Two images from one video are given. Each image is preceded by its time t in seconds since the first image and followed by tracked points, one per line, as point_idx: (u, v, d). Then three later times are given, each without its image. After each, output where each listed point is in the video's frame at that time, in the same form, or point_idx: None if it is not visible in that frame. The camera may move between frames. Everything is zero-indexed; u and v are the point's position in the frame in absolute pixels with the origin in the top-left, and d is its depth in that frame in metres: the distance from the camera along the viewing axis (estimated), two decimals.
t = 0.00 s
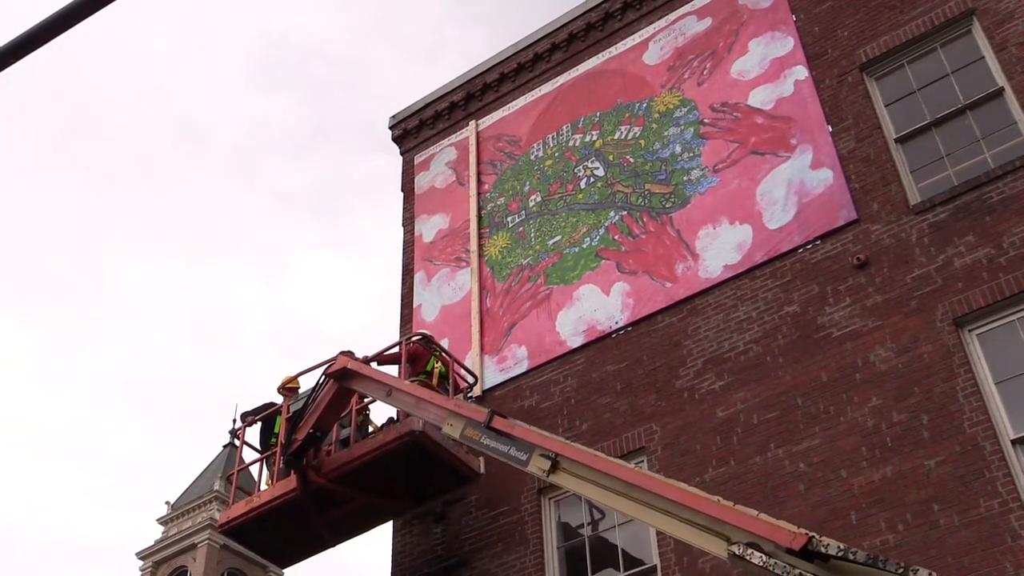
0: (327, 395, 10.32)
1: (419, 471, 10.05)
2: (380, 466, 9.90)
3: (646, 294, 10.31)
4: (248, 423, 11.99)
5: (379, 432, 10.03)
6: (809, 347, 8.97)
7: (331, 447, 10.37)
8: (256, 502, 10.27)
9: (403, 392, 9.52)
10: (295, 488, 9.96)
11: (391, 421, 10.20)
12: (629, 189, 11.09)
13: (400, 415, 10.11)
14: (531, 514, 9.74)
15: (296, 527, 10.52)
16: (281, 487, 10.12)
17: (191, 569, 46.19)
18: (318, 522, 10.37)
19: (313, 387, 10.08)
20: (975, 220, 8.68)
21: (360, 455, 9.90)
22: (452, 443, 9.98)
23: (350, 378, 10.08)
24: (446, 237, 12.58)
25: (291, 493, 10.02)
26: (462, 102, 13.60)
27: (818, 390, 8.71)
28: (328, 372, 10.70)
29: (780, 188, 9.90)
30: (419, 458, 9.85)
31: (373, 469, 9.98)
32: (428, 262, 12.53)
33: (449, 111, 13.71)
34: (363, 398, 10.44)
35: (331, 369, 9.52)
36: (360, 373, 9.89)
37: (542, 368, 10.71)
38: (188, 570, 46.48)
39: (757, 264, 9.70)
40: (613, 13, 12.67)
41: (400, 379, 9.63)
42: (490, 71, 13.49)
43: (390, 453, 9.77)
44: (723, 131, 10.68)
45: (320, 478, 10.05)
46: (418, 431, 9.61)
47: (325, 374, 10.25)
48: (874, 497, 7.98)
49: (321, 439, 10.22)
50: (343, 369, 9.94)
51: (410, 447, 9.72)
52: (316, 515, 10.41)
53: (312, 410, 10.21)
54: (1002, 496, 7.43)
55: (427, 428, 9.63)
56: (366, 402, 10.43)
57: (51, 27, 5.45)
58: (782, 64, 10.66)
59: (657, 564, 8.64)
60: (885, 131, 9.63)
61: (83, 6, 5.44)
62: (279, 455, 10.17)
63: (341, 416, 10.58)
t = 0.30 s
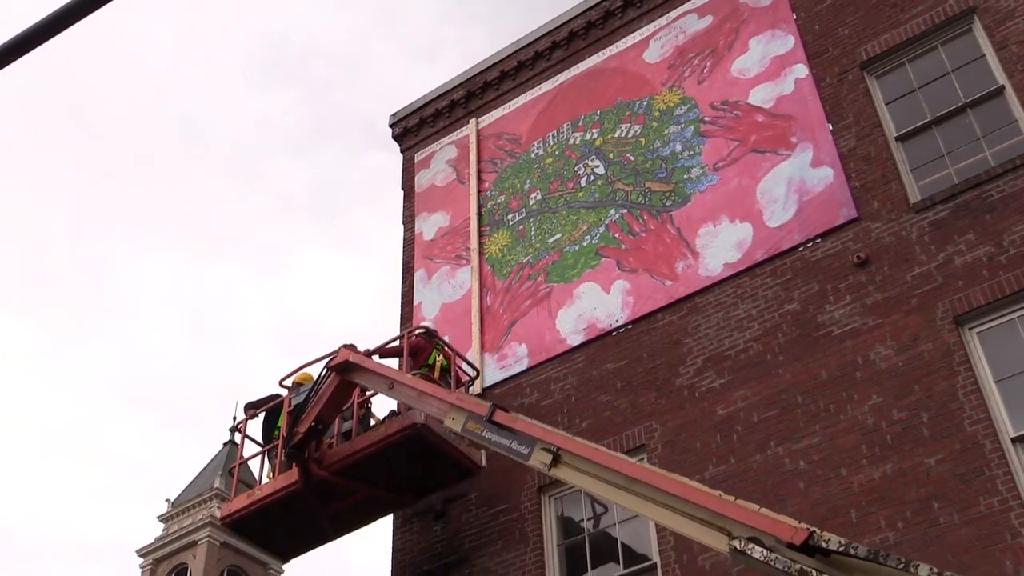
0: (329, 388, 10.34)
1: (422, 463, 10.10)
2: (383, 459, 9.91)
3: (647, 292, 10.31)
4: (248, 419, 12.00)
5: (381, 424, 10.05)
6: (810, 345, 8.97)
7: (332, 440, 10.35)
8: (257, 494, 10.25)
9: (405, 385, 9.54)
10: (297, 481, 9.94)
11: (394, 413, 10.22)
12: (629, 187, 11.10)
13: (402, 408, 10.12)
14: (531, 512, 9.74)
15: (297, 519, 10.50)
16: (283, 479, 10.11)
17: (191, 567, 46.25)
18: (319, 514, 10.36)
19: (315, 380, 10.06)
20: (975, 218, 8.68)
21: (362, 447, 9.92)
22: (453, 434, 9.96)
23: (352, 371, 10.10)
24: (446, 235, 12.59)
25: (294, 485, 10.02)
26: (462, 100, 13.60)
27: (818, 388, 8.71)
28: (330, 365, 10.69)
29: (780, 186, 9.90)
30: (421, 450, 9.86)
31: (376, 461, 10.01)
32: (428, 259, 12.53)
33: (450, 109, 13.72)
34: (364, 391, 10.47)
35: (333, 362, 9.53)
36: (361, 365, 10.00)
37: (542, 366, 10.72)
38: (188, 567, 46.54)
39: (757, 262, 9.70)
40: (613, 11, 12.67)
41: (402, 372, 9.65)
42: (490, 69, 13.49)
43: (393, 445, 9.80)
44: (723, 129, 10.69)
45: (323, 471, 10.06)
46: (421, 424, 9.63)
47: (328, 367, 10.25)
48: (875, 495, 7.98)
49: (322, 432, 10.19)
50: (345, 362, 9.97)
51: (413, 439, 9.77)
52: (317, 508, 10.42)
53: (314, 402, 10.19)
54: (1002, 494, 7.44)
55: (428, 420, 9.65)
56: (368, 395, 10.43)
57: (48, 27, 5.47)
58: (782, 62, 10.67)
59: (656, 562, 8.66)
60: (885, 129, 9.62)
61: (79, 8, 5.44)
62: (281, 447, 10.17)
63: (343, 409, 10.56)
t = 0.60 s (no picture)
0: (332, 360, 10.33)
1: (425, 436, 10.06)
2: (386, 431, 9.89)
3: (646, 269, 10.35)
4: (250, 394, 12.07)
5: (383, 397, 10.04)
6: (808, 322, 9.02)
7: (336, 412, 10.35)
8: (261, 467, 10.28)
9: (407, 358, 9.58)
10: (300, 453, 9.94)
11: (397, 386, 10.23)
12: (629, 165, 11.12)
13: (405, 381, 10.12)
14: (532, 488, 9.81)
15: (301, 490, 10.53)
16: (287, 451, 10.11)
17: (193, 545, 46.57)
18: (323, 486, 10.38)
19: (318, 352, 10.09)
20: (974, 195, 8.72)
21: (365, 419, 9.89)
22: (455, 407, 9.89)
23: (355, 344, 10.13)
24: (446, 212, 12.63)
25: (297, 457, 10.03)
26: (463, 79, 13.60)
27: (816, 365, 8.77)
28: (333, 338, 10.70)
29: (780, 163, 9.93)
30: (424, 423, 9.83)
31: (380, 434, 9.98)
32: (429, 237, 12.57)
33: (450, 88, 13.73)
34: (368, 363, 10.45)
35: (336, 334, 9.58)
36: (365, 338, 10.02)
37: (542, 343, 10.77)
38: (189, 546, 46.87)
39: (756, 239, 9.73)
40: None
41: (405, 344, 9.70)
42: (491, 47, 13.49)
43: (396, 418, 9.79)
44: (723, 107, 10.70)
45: (326, 443, 10.04)
46: (423, 396, 9.58)
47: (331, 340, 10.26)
48: (872, 471, 8.06)
49: (326, 404, 10.19)
50: (348, 335, 10.01)
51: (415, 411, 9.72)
52: (321, 479, 10.44)
53: (316, 375, 10.20)
54: (999, 470, 7.51)
55: (431, 392, 9.61)
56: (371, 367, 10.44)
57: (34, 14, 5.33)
58: (783, 40, 10.67)
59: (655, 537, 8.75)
60: (885, 107, 9.63)
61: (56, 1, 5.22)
62: (285, 419, 10.17)
63: (346, 381, 10.56)
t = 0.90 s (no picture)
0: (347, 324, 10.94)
1: (433, 396, 10.62)
2: (396, 390, 10.47)
3: (638, 245, 10.91)
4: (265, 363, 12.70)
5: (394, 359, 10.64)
6: (790, 294, 9.59)
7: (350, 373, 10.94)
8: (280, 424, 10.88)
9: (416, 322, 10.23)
10: (316, 410, 10.52)
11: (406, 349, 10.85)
12: (622, 146, 11.66)
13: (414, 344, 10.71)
14: (530, 449, 10.41)
15: (317, 446, 11.16)
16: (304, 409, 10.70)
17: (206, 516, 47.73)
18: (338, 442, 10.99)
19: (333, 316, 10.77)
20: (947, 175, 9.25)
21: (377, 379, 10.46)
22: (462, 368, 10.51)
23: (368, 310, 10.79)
24: (450, 191, 13.19)
25: (313, 416, 10.63)
26: (465, 65, 14.13)
27: (798, 334, 9.34)
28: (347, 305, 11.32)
29: (764, 144, 10.46)
30: (432, 383, 10.41)
31: (390, 394, 10.55)
32: (434, 215, 13.14)
33: (453, 73, 14.25)
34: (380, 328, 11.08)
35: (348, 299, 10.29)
36: (378, 304, 10.65)
37: (540, 314, 11.36)
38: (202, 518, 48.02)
39: (741, 216, 10.28)
40: None
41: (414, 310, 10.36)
42: (491, 34, 14.01)
43: (405, 379, 10.33)
44: (711, 92, 11.22)
45: (340, 402, 10.58)
46: (430, 357, 10.13)
47: (345, 306, 10.89)
48: (849, 433, 8.64)
49: (340, 365, 10.78)
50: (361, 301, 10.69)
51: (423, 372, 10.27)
52: (336, 437, 11.06)
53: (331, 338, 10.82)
54: (967, 432, 8.08)
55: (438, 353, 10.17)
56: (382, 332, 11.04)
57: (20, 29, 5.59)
58: (768, 27, 11.17)
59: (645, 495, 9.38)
60: (864, 91, 10.14)
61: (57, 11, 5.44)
62: (301, 379, 10.75)
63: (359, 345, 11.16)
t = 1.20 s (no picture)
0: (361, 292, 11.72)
1: (441, 358, 11.38)
2: (408, 354, 11.23)
3: (629, 224, 11.66)
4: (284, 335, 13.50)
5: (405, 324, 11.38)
6: (769, 269, 10.35)
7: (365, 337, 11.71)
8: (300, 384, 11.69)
9: (426, 291, 10.95)
10: (334, 372, 11.32)
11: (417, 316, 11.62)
12: (614, 132, 12.39)
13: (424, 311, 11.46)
14: (528, 413, 11.21)
15: (335, 404, 11.99)
16: (323, 372, 11.50)
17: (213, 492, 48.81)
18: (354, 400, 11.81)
19: (349, 285, 11.50)
20: (914, 158, 9.98)
21: (391, 343, 11.23)
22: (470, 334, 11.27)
23: (381, 280, 11.51)
24: (455, 173, 13.93)
25: (331, 377, 11.43)
26: (469, 56, 14.83)
27: (776, 306, 10.11)
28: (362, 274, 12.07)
29: (746, 130, 11.20)
30: (441, 347, 11.16)
31: (401, 357, 11.33)
32: (439, 196, 13.90)
33: (457, 64, 14.96)
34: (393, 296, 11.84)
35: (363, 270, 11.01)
36: (390, 274, 11.39)
37: (538, 288, 12.12)
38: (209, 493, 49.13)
39: (724, 197, 11.03)
40: None
41: (424, 280, 11.07)
42: (493, 28, 14.70)
43: (415, 343, 11.09)
44: (696, 81, 11.94)
45: (357, 364, 11.36)
46: (440, 323, 10.88)
47: (360, 276, 11.64)
48: (823, 397, 9.42)
49: (356, 330, 11.56)
50: (375, 271, 11.42)
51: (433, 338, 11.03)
52: (352, 396, 11.88)
53: (348, 305, 11.57)
54: (931, 395, 8.84)
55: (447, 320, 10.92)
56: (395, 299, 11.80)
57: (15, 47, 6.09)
58: (749, 21, 11.88)
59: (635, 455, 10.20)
60: (838, 81, 10.87)
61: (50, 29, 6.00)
62: (320, 344, 11.53)
63: (374, 311, 11.93)
